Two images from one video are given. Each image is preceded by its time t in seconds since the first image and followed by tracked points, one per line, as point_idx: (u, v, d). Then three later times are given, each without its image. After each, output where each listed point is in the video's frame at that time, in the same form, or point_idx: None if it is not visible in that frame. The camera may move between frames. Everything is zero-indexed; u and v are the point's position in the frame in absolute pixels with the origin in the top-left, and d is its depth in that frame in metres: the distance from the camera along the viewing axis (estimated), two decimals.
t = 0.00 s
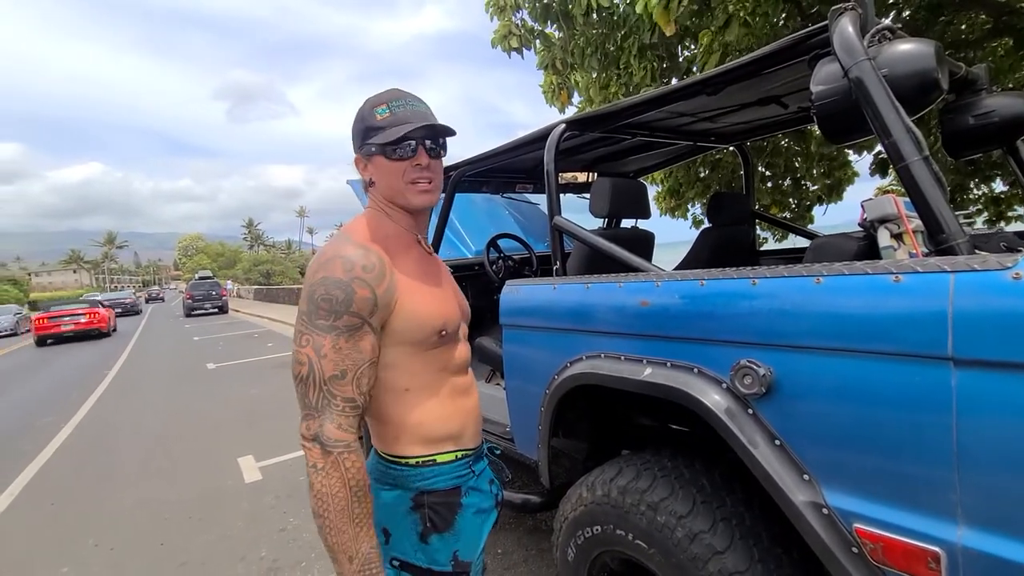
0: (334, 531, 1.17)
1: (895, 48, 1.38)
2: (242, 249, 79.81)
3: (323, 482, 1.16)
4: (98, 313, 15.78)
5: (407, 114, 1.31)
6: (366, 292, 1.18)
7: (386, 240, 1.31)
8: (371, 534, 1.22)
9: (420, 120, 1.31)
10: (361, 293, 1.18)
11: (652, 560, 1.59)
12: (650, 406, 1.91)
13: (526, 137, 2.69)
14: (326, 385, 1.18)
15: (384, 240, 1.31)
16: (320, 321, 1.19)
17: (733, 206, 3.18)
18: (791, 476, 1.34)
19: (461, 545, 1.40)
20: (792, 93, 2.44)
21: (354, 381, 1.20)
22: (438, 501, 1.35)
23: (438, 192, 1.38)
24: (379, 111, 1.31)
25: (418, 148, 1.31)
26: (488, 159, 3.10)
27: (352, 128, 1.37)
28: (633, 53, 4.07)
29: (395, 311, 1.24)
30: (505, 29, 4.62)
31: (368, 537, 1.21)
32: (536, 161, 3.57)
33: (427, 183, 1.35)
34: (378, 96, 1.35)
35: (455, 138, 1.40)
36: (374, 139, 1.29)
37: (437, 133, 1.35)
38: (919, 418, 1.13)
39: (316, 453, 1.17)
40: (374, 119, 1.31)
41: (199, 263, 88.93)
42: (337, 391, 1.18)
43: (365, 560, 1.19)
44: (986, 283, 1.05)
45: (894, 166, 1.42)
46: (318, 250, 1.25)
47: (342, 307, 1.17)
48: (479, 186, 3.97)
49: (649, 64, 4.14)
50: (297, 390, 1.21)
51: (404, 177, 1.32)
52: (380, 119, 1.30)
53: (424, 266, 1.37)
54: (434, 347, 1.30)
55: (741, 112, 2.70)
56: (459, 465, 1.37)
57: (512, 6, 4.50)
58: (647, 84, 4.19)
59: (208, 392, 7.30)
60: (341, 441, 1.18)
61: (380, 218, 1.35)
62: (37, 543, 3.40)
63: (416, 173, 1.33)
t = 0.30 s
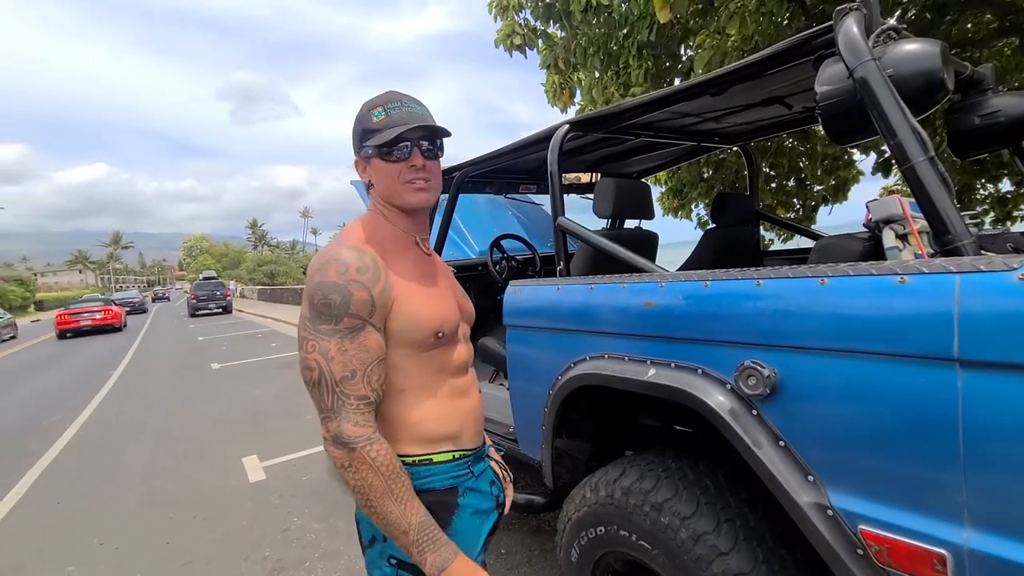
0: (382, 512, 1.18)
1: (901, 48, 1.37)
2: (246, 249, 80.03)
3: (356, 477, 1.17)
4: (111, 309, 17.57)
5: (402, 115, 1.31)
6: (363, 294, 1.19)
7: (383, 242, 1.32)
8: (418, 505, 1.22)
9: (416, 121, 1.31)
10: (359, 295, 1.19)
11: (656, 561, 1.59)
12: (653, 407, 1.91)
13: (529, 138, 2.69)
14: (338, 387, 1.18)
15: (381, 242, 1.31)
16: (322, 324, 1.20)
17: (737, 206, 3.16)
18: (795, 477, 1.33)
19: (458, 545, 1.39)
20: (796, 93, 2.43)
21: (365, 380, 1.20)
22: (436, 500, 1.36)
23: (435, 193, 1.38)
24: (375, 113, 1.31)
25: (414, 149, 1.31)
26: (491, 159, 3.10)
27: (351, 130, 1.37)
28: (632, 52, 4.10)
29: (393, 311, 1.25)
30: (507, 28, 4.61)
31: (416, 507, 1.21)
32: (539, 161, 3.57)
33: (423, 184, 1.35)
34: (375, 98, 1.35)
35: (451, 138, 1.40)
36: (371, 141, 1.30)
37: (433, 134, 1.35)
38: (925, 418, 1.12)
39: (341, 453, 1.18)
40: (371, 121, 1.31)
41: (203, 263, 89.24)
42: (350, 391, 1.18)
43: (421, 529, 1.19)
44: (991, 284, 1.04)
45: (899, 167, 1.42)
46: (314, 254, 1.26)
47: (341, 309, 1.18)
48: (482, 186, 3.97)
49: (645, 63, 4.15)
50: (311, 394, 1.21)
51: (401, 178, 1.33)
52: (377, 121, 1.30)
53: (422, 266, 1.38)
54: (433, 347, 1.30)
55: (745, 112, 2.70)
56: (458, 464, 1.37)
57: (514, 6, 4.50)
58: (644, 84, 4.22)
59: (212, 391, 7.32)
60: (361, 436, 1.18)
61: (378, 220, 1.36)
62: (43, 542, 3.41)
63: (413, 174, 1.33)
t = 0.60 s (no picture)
0: (383, 512, 1.17)
1: (910, 43, 1.35)
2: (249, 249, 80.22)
3: (363, 474, 1.16)
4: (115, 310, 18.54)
5: (408, 112, 1.30)
6: (368, 291, 1.18)
7: (386, 239, 1.30)
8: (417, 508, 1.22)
9: (421, 117, 1.29)
10: (364, 293, 1.17)
11: (661, 563, 1.57)
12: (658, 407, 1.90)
13: (532, 135, 2.66)
14: (346, 385, 1.16)
15: (385, 238, 1.30)
16: (329, 323, 1.18)
17: (741, 206, 3.16)
18: (803, 478, 1.31)
19: (459, 543, 1.38)
20: (802, 90, 2.41)
21: (373, 377, 1.18)
22: (437, 498, 1.34)
23: (440, 190, 1.37)
24: (381, 109, 1.30)
25: (419, 145, 1.30)
26: (494, 158, 3.09)
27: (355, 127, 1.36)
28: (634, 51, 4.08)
29: (397, 308, 1.24)
30: (509, 23, 4.60)
31: (415, 510, 1.21)
32: (542, 159, 3.55)
33: (428, 181, 1.34)
34: (380, 95, 1.34)
35: (456, 135, 1.39)
36: (375, 137, 1.28)
37: (438, 131, 1.33)
38: (938, 419, 1.10)
39: (348, 450, 1.16)
40: (376, 118, 1.30)
41: (206, 263, 89.35)
42: (358, 389, 1.17)
43: (418, 531, 1.20)
44: (1005, 282, 1.03)
45: (909, 163, 1.40)
46: (318, 252, 1.24)
47: (347, 307, 1.17)
48: (485, 185, 3.96)
49: (649, 62, 4.10)
50: (316, 393, 1.20)
51: (406, 174, 1.31)
52: (382, 117, 1.29)
53: (425, 263, 1.36)
54: (436, 346, 1.29)
55: (750, 110, 2.68)
56: (460, 462, 1.35)
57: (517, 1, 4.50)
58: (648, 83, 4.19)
59: (214, 391, 7.32)
60: (372, 434, 1.17)
61: (381, 217, 1.34)
62: (46, 540, 3.41)
63: (417, 170, 1.32)
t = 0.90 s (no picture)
0: (365, 519, 1.17)
1: (914, 43, 1.34)
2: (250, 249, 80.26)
3: (348, 477, 1.16)
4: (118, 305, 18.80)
5: (408, 111, 1.29)
6: (365, 291, 1.17)
7: (385, 238, 1.30)
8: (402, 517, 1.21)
9: (422, 116, 1.28)
10: (360, 293, 1.17)
11: (661, 565, 1.57)
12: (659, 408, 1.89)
13: (533, 135, 2.66)
14: (338, 385, 1.16)
15: (383, 238, 1.29)
16: (323, 323, 1.17)
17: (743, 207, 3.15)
18: (805, 480, 1.31)
19: (457, 544, 1.37)
20: (804, 91, 2.40)
21: (365, 378, 1.17)
22: (435, 499, 1.34)
23: (440, 188, 1.36)
24: (381, 109, 1.29)
25: (420, 144, 1.29)
26: (494, 158, 3.08)
27: (354, 126, 1.34)
28: (639, 51, 4.05)
29: (394, 308, 1.23)
30: (509, 22, 4.60)
31: (398, 520, 1.20)
32: (543, 160, 3.55)
33: (429, 180, 1.33)
34: (378, 94, 1.32)
35: (457, 134, 1.38)
36: (375, 136, 1.27)
37: (438, 129, 1.33)
38: (942, 421, 1.09)
39: (337, 451, 1.16)
40: (376, 117, 1.29)
41: (207, 263, 89.40)
42: (350, 389, 1.16)
43: (399, 543, 1.18)
44: (1010, 283, 1.01)
45: (913, 164, 1.39)
46: (315, 251, 1.23)
47: (342, 307, 1.16)
48: (485, 185, 3.95)
49: (655, 62, 4.06)
50: (309, 392, 1.19)
51: (407, 174, 1.31)
52: (382, 117, 1.28)
53: (423, 263, 1.35)
54: (432, 346, 1.28)
55: (751, 111, 2.67)
56: (457, 463, 1.34)
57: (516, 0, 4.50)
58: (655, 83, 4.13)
59: (214, 390, 7.31)
60: (360, 436, 1.16)
61: (381, 216, 1.34)
62: (45, 539, 3.40)
63: (418, 169, 1.31)
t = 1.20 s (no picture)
0: (365, 516, 1.15)
1: (905, 44, 1.34)
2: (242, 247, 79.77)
3: (343, 475, 1.14)
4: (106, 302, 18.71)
5: (396, 108, 1.27)
6: (351, 287, 1.15)
7: (370, 234, 1.28)
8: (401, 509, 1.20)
9: (410, 113, 1.27)
10: (346, 289, 1.15)
11: (651, 566, 1.56)
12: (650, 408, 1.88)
13: (525, 134, 2.65)
14: (327, 383, 1.14)
15: (368, 234, 1.28)
16: (309, 320, 1.15)
17: (733, 208, 3.13)
18: (794, 481, 1.30)
19: (444, 545, 1.36)
20: (796, 91, 2.40)
21: (355, 375, 1.16)
22: (421, 500, 1.32)
23: (428, 185, 1.36)
24: (368, 104, 1.27)
25: (409, 141, 1.28)
26: (486, 157, 3.06)
27: (337, 120, 1.32)
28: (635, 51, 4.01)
29: (380, 305, 1.21)
30: (505, 29, 4.59)
31: (398, 513, 1.18)
32: (536, 160, 3.54)
33: (417, 177, 1.32)
34: (364, 89, 1.30)
35: (445, 131, 1.38)
36: (362, 132, 1.25)
37: (427, 126, 1.32)
38: (931, 421, 1.09)
39: (329, 450, 1.14)
40: (363, 113, 1.26)
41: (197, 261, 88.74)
42: (340, 387, 1.15)
43: (401, 536, 1.16)
44: (998, 283, 1.02)
45: (903, 165, 1.39)
46: (298, 248, 1.21)
47: (329, 303, 1.14)
48: (478, 184, 3.93)
49: (651, 62, 4.04)
50: (297, 392, 1.17)
51: (395, 170, 1.29)
52: (370, 112, 1.26)
53: (410, 259, 1.34)
54: (420, 342, 1.27)
55: (742, 111, 2.67)
56: (444, 464, 1.33)
57: (512, 6, 4.47)
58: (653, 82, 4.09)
59: (204, 390, 7.25)
60: (353, 433, 1.15)
61: (365, 212, 1.32)
62: (29, 540, 3.35)
63: (407, 166, 1.30)
